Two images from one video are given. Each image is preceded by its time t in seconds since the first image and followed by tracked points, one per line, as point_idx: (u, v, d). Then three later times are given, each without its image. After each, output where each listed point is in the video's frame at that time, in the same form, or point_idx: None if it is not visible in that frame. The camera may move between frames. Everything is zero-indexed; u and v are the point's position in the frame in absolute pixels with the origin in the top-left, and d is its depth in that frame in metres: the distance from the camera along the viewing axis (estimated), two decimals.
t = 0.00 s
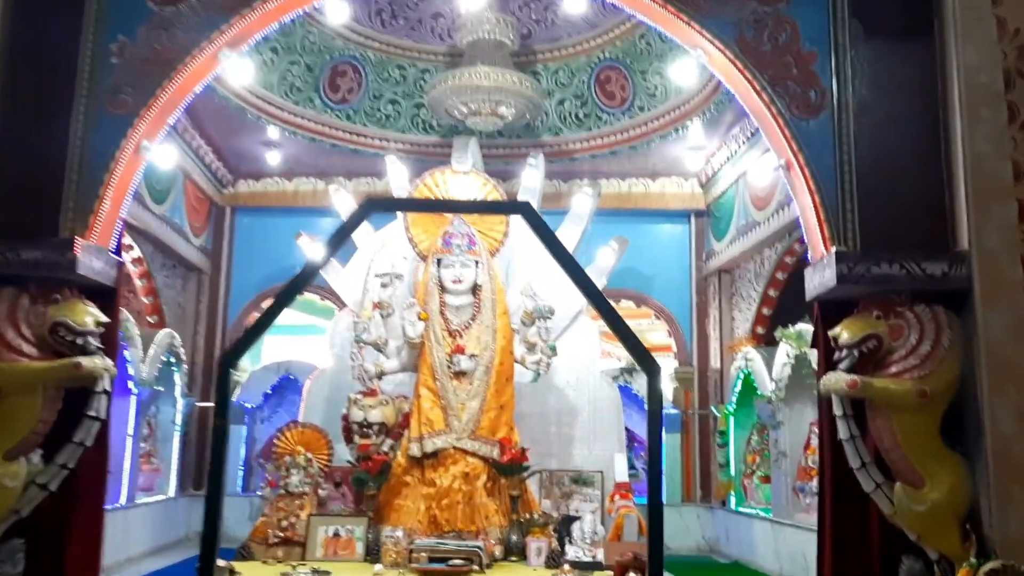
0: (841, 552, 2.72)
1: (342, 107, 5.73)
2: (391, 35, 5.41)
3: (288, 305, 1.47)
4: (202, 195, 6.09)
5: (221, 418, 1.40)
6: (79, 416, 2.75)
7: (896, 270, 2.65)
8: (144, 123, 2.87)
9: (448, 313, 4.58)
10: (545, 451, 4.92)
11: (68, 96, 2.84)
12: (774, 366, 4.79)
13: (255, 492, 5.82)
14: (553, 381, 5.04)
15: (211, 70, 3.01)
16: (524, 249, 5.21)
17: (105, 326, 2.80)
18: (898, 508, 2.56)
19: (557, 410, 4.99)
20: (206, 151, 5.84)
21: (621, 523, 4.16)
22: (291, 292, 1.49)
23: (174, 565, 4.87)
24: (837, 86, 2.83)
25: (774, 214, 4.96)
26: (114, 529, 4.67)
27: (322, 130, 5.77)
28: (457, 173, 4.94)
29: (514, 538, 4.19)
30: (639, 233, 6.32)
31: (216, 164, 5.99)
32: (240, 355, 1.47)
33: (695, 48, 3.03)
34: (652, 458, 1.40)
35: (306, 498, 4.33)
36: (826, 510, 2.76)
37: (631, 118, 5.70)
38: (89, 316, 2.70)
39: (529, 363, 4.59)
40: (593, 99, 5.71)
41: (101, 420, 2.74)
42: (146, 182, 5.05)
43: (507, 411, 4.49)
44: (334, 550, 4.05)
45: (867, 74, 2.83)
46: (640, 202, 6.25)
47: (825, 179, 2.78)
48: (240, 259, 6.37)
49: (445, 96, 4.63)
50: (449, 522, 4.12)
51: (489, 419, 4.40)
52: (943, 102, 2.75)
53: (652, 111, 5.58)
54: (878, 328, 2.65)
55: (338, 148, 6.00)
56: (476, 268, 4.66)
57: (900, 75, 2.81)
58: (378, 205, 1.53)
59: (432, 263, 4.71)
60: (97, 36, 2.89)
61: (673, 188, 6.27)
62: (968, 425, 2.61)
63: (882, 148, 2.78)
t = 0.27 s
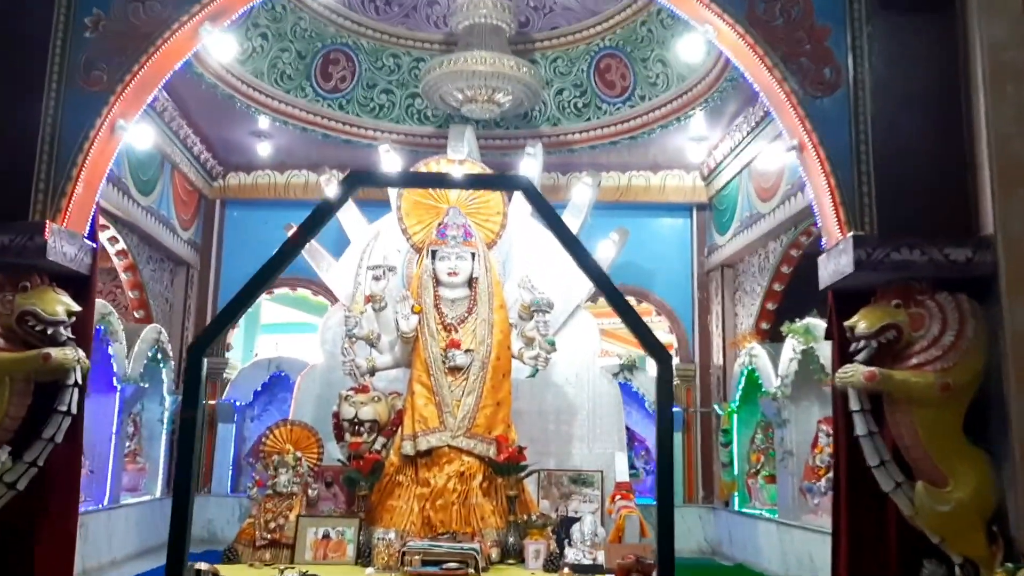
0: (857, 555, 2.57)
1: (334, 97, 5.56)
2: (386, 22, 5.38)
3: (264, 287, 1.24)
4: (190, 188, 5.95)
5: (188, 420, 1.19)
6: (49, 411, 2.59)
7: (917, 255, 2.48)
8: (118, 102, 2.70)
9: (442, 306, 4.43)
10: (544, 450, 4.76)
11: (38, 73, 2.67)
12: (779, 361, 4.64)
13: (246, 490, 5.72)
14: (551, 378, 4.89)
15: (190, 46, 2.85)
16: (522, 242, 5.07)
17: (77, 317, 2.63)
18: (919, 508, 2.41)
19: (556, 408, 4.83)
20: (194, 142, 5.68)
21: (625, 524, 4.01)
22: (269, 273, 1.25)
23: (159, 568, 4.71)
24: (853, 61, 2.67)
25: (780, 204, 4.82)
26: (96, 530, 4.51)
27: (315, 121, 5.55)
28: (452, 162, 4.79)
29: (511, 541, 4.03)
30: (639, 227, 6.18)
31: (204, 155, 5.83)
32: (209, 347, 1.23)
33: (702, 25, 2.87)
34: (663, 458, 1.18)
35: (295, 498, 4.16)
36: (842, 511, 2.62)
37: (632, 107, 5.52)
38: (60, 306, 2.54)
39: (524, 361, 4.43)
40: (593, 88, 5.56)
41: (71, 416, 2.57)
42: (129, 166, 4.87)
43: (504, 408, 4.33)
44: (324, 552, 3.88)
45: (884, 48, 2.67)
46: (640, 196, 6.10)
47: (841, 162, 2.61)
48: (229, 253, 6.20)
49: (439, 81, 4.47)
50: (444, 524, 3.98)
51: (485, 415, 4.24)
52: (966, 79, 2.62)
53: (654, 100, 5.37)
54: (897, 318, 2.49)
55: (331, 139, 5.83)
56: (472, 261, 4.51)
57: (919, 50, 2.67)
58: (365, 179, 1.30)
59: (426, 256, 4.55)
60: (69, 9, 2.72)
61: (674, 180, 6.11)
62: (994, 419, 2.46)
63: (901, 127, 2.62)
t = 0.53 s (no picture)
0: (874, 560, 2.43)
1: (326, 87, 5.41)
2: (380, 11, 5.11)
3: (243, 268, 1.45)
4: (180, 180, 5.78)
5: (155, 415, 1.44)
6: (16, 408, 2.43)
7: (938, 242, 2.35)
8: (92, 80, 2.55)
9: (436, 301, 4.28)
10: (542, 451, 4.61)
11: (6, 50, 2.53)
12: (785, 359, 4.50)
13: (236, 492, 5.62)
14: (550, 376, 4.73)
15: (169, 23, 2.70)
16: (520, 236, 4.91)
17: (47, 308, 2.48)
18: (942, 512, 2.26)
19: (554, 407, 4.68)
20: (183, 133, 5.51)
21: (625, 527, 3.84)
22: (238, 260, 1.46)
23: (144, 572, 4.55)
24: (870, 38, 2.52)
25: (786, 197, 4.68)
26: (80, 532, 4.35)
27: (306, 112, 5.42)
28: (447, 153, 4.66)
29: (508, 545, 3.87)
30: (640, 222, 6.04)
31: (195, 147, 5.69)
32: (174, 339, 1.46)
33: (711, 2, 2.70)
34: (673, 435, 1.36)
35: (283, 500, 3.98)
36: (858, 515, 2.47)
37: (633, 98, 5.37)
38: (28, 296, 2.39)
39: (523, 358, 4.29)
40: (593, 79, 5.40)
41: (39, 413, 2.41)
42: (113, 155, 4.70)
43: (501, 407, 4.18)
44: (313, 556, 3.73)
45: (904, 25, 2.52)
46: (640, 189, 5.97)
47: (857, 145, 2.47)
48: (219, 247, 6.05)
49: (435, 69, 4.32)
50: (438, 527, 3.83)
51: (481, 414, 4.09)
52: (988, 57, 2.48)
53: (655, 91, 5.23)
54: (915, 309, 2.35)
55: (324, 131, 5.66)
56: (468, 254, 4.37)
57: (940, 27, 2.52)
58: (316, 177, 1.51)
59: (420, 249, 4.40)
60: None
61: (676, 173, 5.97)
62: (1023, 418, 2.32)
63: (922, 107, 2.47)
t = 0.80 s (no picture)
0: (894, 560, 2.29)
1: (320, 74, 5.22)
2: None
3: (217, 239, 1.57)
4: (171, 170, 5.64)
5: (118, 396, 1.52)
6: None
7: (963, 220, 2.21)
8: (66, 50, 2.41)
9: (433, 291, 4.13)
10: (541, 446, 4.47)
11: None
12: (793, 352, 4.36)
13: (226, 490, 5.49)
14: (550, 369, 4.59)
15: None
16: (518, 226, 4.78)
17: (19, 292, 2.34)
18: (969, 509, 2.13)
19: (554, 401, 4.53)
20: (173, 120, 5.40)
21: (627, 525, 3.69)
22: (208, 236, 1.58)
23: (131, 571, 4.40)
24: (891, 5, 2.38)
25: (794, 185, 4.54)
26: (64, 529, 4.20)
27: (302, 99, 5.23)
28: (443, 140, 4.52)
29: (506, 543, 3.74)
30: (642, 214, 5.90)
31: (185, 135, 5.53)
32: (138, 317, 1.56)
33: None
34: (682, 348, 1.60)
35: (273, 496, 3.86)
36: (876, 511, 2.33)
37: (636, 85, 5.24)
38: None
39: (523, 351, 4.15)
40: (594, 65, 5.27)
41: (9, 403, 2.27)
42: (99, 141, 4.55)
43: (499, 401, 4.04)
44: (303, 555, 3.57)
45: None
46: (643, 180, 5.80)
47: (878, 119, 2.33)
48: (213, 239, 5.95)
49: (432, 51, 4.17)
50: (434, 525, 3.69)
51: (479, 408, 3.95)
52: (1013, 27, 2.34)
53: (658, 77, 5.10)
54: (940, 291, 2.21)
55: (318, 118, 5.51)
56: (464, 243, 4.21)
57: None
58: (284, 152, 1.61)
59: (416, 237, 4.25)
60: None
61: (679, 163, 5.80)
62: None
63: (948, 79, 2.33)
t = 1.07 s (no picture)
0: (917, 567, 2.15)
1: (312, 63, 5.04)
2: None
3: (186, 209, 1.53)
4: (159, 162, 5.49)
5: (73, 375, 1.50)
6: None
7: (999, 205, 2.04)
8: (34, 24, 2.26)
9: (429, 286, 3.97)
10: (540, 446, 4.32)
11: None
12: (802, 350, 4.23)
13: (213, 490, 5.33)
14: (550, 366, 4.45)
15: None
16: (517, 219, 4.64)
17: None
18: (997, 515, 2.01)
19: (554, 400, 4.39)
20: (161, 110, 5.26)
21: (629, 528, 3.60)
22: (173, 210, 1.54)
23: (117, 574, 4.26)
24: None
25: (801, 176, 4.39)
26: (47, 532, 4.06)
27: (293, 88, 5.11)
28: (439, 129, 4.36)
29: (504, 547, 3.50)
30: (644, 208, 5.72)
31: (173, 126, 5.39)
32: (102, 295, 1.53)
33: None
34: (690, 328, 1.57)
35: (261, 498, 3.72)
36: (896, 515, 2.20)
37: (638, 74, 5.09)
38: None
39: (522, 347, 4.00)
40: (595, 55, 5.10)
41: None
42: (83, 131, 4.41)
43: (497, 399, 3.88)
44: (290, 559, 3.39)
45: None
46: (643, 172, 5.73)
47: (898, 97, 2.18)
48: (205, 233, 5.82)
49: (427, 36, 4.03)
50: (428, 528, 3.58)
51: (475, 406, 3.80)
52: None
53: (662, 66, 4.95)
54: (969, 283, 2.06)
55: (311, 108, 5.36)
56: (461, 236, 4.04)
57: None
58: (253, 126, 1.56)
59: (411, 230, 4.08)
60: None
61: (683, 156, 5.73)
62: None
63: (980, 52, 2.15)
